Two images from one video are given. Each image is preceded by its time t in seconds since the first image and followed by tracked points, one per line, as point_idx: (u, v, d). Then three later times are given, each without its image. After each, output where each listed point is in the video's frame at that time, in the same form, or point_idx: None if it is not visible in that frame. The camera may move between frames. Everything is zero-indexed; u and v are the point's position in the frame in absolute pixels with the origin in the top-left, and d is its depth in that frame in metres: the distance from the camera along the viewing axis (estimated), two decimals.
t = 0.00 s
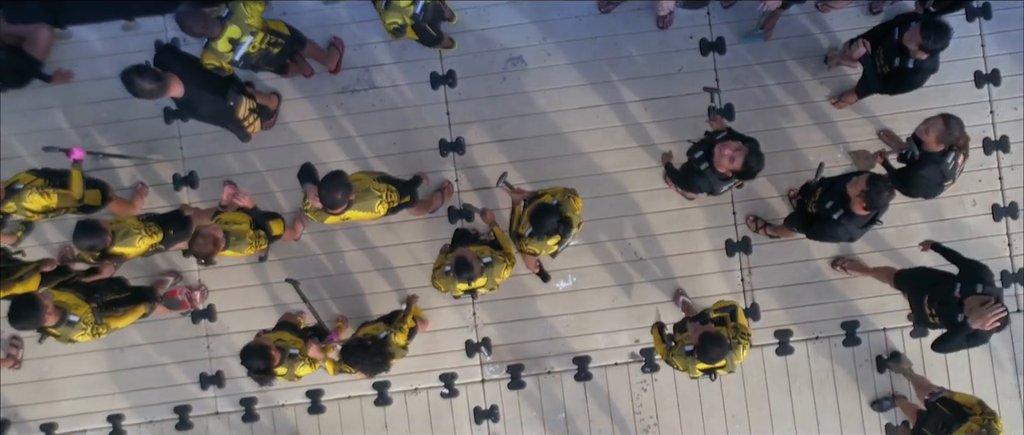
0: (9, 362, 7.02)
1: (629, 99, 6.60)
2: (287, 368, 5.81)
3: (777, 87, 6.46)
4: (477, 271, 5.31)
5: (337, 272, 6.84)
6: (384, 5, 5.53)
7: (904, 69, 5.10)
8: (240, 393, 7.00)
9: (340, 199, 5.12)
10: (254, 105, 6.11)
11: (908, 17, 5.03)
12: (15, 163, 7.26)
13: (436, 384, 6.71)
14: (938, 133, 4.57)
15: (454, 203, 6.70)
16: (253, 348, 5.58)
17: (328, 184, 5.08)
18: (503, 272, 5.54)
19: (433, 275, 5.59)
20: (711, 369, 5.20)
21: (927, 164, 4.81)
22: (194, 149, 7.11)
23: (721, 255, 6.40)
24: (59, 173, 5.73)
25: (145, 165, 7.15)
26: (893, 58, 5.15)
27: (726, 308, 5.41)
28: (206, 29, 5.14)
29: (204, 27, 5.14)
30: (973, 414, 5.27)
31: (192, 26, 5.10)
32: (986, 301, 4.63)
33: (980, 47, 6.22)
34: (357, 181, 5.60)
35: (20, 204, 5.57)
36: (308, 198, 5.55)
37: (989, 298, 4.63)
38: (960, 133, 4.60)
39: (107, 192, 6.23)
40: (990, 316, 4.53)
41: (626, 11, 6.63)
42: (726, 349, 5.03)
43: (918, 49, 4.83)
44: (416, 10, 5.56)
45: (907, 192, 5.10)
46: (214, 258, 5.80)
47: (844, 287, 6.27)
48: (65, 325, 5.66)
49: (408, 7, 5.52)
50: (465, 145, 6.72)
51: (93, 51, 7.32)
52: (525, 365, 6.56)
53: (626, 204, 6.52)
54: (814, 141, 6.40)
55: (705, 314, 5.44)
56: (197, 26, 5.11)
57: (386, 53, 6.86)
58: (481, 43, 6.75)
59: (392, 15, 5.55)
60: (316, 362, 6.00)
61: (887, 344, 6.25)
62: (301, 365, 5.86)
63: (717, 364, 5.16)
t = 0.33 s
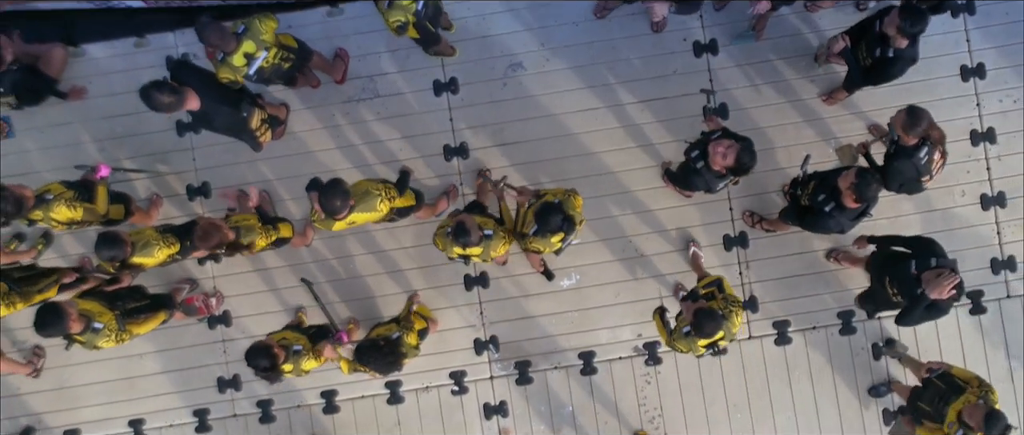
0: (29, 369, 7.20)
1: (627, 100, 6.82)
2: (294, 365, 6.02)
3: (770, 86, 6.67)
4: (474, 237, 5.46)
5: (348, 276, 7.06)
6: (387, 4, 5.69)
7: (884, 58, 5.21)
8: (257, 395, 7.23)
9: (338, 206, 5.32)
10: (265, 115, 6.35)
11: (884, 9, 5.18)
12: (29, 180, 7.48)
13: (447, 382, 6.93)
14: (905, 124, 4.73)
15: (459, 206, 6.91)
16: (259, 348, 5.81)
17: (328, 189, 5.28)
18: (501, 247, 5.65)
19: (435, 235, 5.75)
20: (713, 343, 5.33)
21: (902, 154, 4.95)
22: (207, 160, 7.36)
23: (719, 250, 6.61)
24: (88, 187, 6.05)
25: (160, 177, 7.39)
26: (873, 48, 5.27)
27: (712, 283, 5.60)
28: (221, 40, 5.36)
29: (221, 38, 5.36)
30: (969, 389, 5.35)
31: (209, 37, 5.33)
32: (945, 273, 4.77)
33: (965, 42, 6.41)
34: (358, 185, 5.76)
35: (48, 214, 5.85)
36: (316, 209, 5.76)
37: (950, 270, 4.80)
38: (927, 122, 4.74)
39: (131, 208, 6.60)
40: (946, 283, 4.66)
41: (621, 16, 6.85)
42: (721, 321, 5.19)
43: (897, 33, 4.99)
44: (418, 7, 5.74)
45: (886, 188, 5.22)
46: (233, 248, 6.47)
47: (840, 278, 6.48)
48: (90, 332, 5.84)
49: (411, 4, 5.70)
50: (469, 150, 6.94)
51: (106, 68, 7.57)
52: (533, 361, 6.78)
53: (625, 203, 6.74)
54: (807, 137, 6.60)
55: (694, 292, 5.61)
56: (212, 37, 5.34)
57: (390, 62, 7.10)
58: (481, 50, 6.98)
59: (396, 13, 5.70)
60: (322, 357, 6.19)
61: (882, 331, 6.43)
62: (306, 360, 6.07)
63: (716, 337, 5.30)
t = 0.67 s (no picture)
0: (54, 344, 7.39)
1: (624, 103, 7.07)
2: (286, 366, 6.24)
3: (762, 85, 6.91)
4: (472, 200, 5.65)
5: (361, 281, 7.32)
6: (390, 10, 5.95)
7: (866, 55, 5.47)
8: (275, 399, 7.49)
9: (343, 211, 5.50)
10: (277, 127, 6.62)
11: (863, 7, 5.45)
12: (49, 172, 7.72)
13: (458, 380, 7.18)
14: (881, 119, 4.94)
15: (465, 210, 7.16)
16: (248, 355, 6.04)
17: (331, 202, 5.46)
18: (496, 213, 5.89)
19: (437, 194, 6.03)
20: (712, 304, 5.51)
21: (883, 148, 5.10)
22: (221, 173, 7.64)
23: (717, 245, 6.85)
24: (112, 197, 6.41)
25: (176, 191, 7.68)
26: (855, 44, 5.53)
27: (707, 250, 5.83)
28: (247, 55, 5.65)
29: (246, 52, 5.64)
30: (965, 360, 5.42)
31: (236, 52, 5.60)
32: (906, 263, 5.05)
33: (949, 37, 6.64)
34: (365, 189, 5.99)
35: (73, 218, 6.20)
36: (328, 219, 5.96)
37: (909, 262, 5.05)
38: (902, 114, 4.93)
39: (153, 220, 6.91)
40: (896, 278, 5.01)
41: (616, 22, 7.10)
42: (718, 280, 5.38)
43: (876, 30, 5.23)
44: (421, 10, 6.01)
45: (876, 176, 5.33)
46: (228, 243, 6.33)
47: (833, 268, 6.72)
48: (117, 339, 6.07)
49: (413, 7, 5.94)
50: (474, 156, 7.20)
51: (120, 87, 7.86)
52: (541, 358, 7.03)
53: (625, 202, 6.99)
54: (799, 133, 6.84)
55: (692, 258, 5.81)
56: (240, 52, 5.61)
57: (394, 74, 7.37)
58: (482, 59, 7.25)
59: (400, 18, 5.96)
60: (314, 355, 6.39)
61: (877, 319, 6.64)
62: (298, 359, 6.29)
63: (715, 299, 5.48)
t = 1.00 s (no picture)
0: (77, 348, 7.63)
1: (621, 106, 7.34)
2: (287, 368, 6.51)
3: (754, 86, 7.17)
4: (485, 164, 5.84)
5: (372, 284, 7.58)
6: (394, 22, 6.15)
7: (850, 55, 5.78)
8: (292, 400, 7.76)
9: (358, 211, 5.70)
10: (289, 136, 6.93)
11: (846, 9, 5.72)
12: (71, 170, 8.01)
13: (468, 378, 7.43)
14: (853, 114, 5.34)
15: (471, 213, 7.42)
16: (249, 360, 6.34)
17: (346, 208, 5.67)
18: (507, 183, 6.21)
19: (447, 165, 6.24)
20: (701, 269, 5.75)
21: (864, 142, 5.43)
22: (235, 184, 7.93)
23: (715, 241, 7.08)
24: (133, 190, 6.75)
25: (193, 202, 7.98)
26: (840, 45, 5.83)
27: (689, 222, 6.15)
28: (270, 66, 5.92)
29: (270, 63, 5.91)
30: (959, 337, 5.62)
31: (260, 64, 5.88)
32: (857, 274, 5.43)
33: (933, 34, 6.86)
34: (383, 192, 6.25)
35: (99, 205, 6.42)
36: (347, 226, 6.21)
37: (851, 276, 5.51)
38: (873, 107, 5.29)
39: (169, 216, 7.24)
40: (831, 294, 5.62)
41: (611, 28, 7.36)
42: (705, 246, 5.66)
43: (859, 31, 5.50)
44: (422, 21, 6.21)
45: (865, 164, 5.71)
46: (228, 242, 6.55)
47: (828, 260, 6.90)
48: (143, 344, 6.35)
49: (416, 18, 6.15)
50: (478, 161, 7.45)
51: (135, 103, 8.16)
52: (548, 354, 7.29)
53: (625, 202, 7.26)
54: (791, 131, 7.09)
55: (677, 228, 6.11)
56: (262, 63, 5.88)
57: (399, 84, 7.65)
58: (483, 68, 7.53)
59: (403, 29, 6.17)
60: (314, 356, 6.64)
61: (871, 308, 6.83)
62: (298, 360, 6.54)
63: (704, 263, 5.73)
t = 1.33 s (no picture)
0: (99, 356, 7.86)
1: (618, 108, 7.59)
2: (296, 371, 6.72)
3: (746, 85, 7.42)
4: (504, 130, 6.07)
5: (382, 286, 7.82)
6: (393, 37, 6.45)
7: (837, 57, 6.15)
8: (308, 401, 8.02)
9: (377, 213, 5.91)
10: (300, 147, 7.16)
11: (832, 13, 6.09)
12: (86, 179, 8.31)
13: (478, 374, 7.68)
14: (839, 110, 5.59)
15: (477, 215, 7.68)
16: (262, 362, 6.50)
17: (365, 210, 5.88)
18: (526, 146, 6.49)
19: (468, 139, 6.48)
20: (677, 245, 5.99)
21: (852, 137, 5.68)
22: (247, 194, 8.19)
23: (714, 235, 7.31)
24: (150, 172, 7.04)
25: (207, 213, 8.25)
26: (827, 47, 6.19)
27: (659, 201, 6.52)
28: (288, 72, 6.25)
29: (287, 70, 6.25)
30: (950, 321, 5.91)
31: (278, 70, 6.21)
32: (817, 286, 5.71)
33: (919, 31, 7.10)
34: (403, 195, 6.54)
35: (123, 181, 6.66)
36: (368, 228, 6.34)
37: (811, 288, 5.80)
38: (858, 103, 5.53)
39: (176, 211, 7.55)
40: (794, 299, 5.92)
41: (607, 33, 7.63)
42: (676, 222, 5.91)
43: (843, 35, 5.88)
44: (420, 36, 6.49)
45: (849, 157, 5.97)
46: (244, 249, 6.80)
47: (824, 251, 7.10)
48: (166, 349, 6.63)
49: (414, 35, 6.44)
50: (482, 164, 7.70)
51: (149, 118, 8.44)
52: (555, 349, 7.55)
53: (625, 200, 7.51)
54: (783, 128, 7.33)
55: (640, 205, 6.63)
56: (281, 70, 6.21)
57: (404, 92, 7.92)
58: (485, 75, 7.79)
59: (402, 44, 6.45)
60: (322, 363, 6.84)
61: (866, 296, 7.06)
62: (307, 364, 6.75)
63: (678, 238, 5.95)
